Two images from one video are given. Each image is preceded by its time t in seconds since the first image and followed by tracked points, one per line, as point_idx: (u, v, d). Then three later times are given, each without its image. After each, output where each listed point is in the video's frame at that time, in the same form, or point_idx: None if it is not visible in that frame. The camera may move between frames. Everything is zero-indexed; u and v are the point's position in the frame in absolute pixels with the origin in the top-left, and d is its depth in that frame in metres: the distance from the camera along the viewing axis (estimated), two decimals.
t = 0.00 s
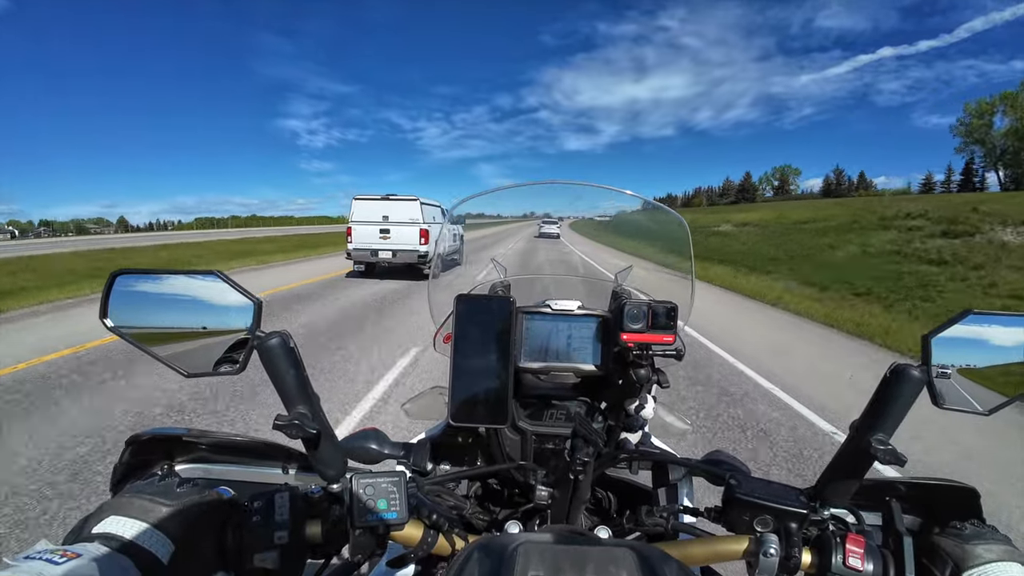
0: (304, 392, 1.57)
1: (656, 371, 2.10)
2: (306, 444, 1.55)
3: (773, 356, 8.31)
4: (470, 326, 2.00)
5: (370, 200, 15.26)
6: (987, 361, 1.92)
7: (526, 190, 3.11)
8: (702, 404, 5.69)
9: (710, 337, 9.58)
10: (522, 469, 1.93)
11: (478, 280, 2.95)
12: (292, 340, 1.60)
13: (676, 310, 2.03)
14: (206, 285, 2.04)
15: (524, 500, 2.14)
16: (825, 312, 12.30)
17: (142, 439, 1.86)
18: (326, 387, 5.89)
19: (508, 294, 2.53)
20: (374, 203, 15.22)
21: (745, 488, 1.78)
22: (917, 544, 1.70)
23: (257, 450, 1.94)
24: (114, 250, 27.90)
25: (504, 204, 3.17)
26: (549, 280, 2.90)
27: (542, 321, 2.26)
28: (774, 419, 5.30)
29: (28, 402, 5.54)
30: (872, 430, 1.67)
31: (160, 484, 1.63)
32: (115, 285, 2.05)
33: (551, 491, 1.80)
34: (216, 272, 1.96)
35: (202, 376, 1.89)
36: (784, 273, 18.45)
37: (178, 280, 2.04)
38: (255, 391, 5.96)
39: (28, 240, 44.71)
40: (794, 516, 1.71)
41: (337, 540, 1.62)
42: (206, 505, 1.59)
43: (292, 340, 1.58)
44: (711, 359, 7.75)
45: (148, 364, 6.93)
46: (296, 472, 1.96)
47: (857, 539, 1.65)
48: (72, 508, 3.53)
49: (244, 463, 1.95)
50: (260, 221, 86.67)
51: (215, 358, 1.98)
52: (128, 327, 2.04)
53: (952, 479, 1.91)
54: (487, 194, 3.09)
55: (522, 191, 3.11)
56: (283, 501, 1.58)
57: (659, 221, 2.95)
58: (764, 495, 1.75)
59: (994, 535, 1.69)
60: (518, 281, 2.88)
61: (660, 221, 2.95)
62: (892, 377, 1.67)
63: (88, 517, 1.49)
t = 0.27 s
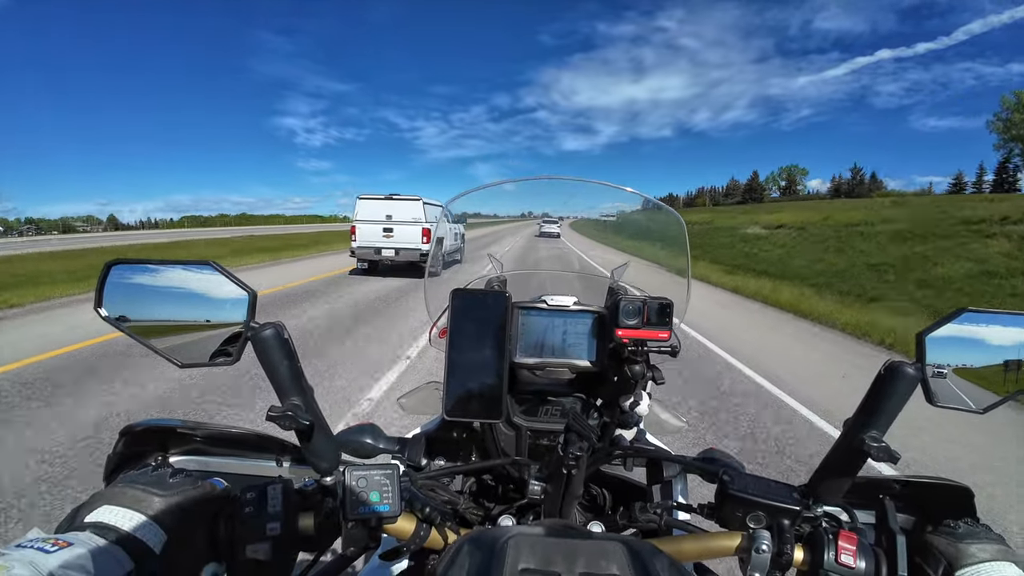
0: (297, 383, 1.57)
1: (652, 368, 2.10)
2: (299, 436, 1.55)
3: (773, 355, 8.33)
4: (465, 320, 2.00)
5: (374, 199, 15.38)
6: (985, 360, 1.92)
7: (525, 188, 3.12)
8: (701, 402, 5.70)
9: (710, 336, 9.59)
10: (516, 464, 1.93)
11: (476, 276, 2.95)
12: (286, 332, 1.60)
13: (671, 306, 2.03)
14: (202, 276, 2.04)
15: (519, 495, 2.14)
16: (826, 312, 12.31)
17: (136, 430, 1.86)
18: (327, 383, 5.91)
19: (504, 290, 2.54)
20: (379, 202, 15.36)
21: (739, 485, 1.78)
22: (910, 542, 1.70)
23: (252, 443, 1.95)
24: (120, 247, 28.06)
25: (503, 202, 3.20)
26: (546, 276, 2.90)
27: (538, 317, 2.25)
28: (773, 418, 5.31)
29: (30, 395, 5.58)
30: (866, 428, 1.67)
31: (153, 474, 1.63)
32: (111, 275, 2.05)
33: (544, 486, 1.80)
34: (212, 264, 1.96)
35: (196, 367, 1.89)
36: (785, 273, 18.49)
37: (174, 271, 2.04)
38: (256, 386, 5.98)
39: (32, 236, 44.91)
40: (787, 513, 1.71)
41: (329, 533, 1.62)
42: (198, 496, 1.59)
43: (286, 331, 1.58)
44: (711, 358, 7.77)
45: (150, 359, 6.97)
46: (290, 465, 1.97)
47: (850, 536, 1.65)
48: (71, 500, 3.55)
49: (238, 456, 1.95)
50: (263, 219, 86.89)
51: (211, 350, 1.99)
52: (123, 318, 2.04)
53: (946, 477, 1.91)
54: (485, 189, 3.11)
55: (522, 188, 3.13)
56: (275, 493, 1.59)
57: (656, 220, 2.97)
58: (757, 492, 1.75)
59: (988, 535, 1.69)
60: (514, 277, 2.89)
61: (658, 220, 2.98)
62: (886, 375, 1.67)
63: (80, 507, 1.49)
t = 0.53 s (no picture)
0: (292, 385, 1.56)
1: (650, 373, 2.08)
2: (293, 439, 1.54)
3: (776, 358, 8.33)
4: (462, 323, 1.98)
5: (378, 199, 15.43)
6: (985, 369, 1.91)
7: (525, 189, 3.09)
8: (700, 406, 5.71)
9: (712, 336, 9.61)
10: (511, 468, 1.91)
11: (473, 278, 2.94)
12: (281, 333, 1.58)
13: (669, 311, 2.02)
14: (195, 275, 2.03)
15: (514, 499, 2.13)
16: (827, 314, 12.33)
17: (129, 430, 1.84)
18: (328, 384, 5.92)
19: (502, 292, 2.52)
20: (383, 202, 15.42)
21: (735, 492, 1.77)
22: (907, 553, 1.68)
23: (246, 443, 1.94)
24: (127, 246, 28.27)
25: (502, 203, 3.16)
26: (544, 279, 2.88)
27: (536, 320, 2.24)
28: (773, 423, 5.31)
29: (31, 394, 5.61)
30: (864, 437, 1.66)
31: (145, 475, 1.61)
32: (105, 274, 2.05)
33: (539, 491, 1.78)
34: (205, 263, 1.95)
35: (190, 367, 1.87)
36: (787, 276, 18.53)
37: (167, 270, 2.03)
38: (257, 387, 5.99)
39: (36, 233, 45.08)
40: (783, 521, 1.70)
41: (322, 537, 1.60)
42: (191, 498, 1.57)
43: (281, 333, 1.57)
44: (712, 360, 7.79)
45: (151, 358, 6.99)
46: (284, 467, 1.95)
47: (846, 546, 1.64)
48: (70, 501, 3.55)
49: (233, 457, 1.94)
50: (265, 217, 87.02)
51: (204, 350, 1.97)
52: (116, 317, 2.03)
53: (945, 487, 1.90)
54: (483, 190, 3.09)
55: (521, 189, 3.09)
56: (268, 495, 1.57)
57: (656, 222, 2.95)
58: (754, 500, 1.73)
59: (986, 547, 1.67)
60: (512, 279, 2.87)
61: (657, 222, 2.95)
62: (886, 384, 1.65)
63: (71, 507, 1.47)
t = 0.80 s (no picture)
0: (289, 378, 1.54)
1: (650, 372, 2.06)
2: (290, 432, 1.52)
3: (779, 358, 8.32)
4: (462, 319, 1.97)
5: (381, 199, 15.49)
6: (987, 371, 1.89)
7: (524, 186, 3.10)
8: (703, 407, 5.71)
9: (715, 336, 9.61)
10: (509, 465, 1.90)
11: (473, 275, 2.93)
12: (279, 326, 1.57)
13: (670, 309, 2.00)
14: (195, 267, 2.01)
15: (512, 497, 2.11)
16: (831, 315, 12.33)
17: (125, 421, 1.83)
18: (333, 381, 5.94)
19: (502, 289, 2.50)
20: (387, 202, 15.51)
21: (735, 493, 1.75)
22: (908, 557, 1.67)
23: (243, 437, 1.92)
24: (134, 244, 28.42)
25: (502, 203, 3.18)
26: (543, 276, 2.87)
27: (535, 317, 2.22)
28: (775, 424, 5.31)
29: (33, 391, 5.64)
30: (866, 439, 1.64)
31: (139, 466, 1.59)
32: (105, 263, 2.03)
33: (537, 489, 1.77)
34: (206, 255, 1.93)
35: (188, 359, 1.86)
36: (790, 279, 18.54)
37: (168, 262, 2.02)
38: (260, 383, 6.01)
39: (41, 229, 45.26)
40: (783, 523, 1.68)
41: (317, 532, 1.59)
42: (185, 490, 1.56)
43: (280, 325, 1.55)
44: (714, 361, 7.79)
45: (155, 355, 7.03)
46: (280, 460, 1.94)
47: (846, 549, 1.62)
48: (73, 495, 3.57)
49: (229, 450, 1.93)
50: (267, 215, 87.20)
51: (202, 343, 1.96)
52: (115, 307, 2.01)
53: (946, 491, 1.88)
54: (483, 187, 3.11)
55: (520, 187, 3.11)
56: (263, 489, 1.56)
57: (655, 220, 2.94)
58: (754, 501, 1.72)
59: (988, 552, 1.66)
60: (512, 277, 2.86)
61: (657, 219, 2.94)
62: (889, 386, 1.64)
63: (64, 497, 1.45)
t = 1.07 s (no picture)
0: (286, 381, 1.56)
1: (644, 376, 2.08)
2: (286, 434, 1.54)
3: (782, 359, 8.32)
4: (458, 322, 1.99)
5: (386, 200, 15.58)
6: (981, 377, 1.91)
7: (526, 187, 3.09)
8: (703, 409, 5.74)
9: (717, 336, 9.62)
10: (503, 468, 1.92)
11: (470, 278, 2.94)
12: (277, 329, 1.59)
13: (664, 314, 2.02)
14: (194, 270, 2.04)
15: (507, 499, 2.13)
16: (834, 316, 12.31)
17: (126, 422, 1.87)
18: (337, 382, 5.98)
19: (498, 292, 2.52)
20: (392, 203, 15.60)
21: (727, 497, 1.77)
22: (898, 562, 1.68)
23: (241, 438, 1.95)
24: (142, 245, 28.65)
25: (502, 204, 3.17)
26: (539, 280, 2.87)
27: (531, 321, 2.24)
28: (775, 427, 5.32)
29: (37, 391, 5.70)
30: (856, 445, 1.66)
31: (139, 465, 1.62)
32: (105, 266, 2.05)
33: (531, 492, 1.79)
34: (205, 258, 1.96)
35: (188, 361, 1.89)
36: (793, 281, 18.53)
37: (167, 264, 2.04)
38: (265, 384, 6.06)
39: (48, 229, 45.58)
40: (774, 527, 1.70)
41: (313, 532, 1.61)
42: (184, 490, 1.58)
43: (277, 328, 1.58)
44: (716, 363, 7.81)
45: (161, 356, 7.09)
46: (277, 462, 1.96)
47: (836, 554, 1.64)
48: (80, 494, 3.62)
49: (228, 451, 1.95)
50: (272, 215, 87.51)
51: (201, 345, 1.98)
52: (115, 309, 2.04)
53: (938, 497, 1.91)
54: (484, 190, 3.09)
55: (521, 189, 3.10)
56: (261, 490, 1.58)
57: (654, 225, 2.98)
58: (745, 506, 1.74)
59: (978, 558, 1.68)
60: (509, 281, 2.87)
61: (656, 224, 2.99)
62: (879, 393, 1.65)
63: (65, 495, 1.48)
